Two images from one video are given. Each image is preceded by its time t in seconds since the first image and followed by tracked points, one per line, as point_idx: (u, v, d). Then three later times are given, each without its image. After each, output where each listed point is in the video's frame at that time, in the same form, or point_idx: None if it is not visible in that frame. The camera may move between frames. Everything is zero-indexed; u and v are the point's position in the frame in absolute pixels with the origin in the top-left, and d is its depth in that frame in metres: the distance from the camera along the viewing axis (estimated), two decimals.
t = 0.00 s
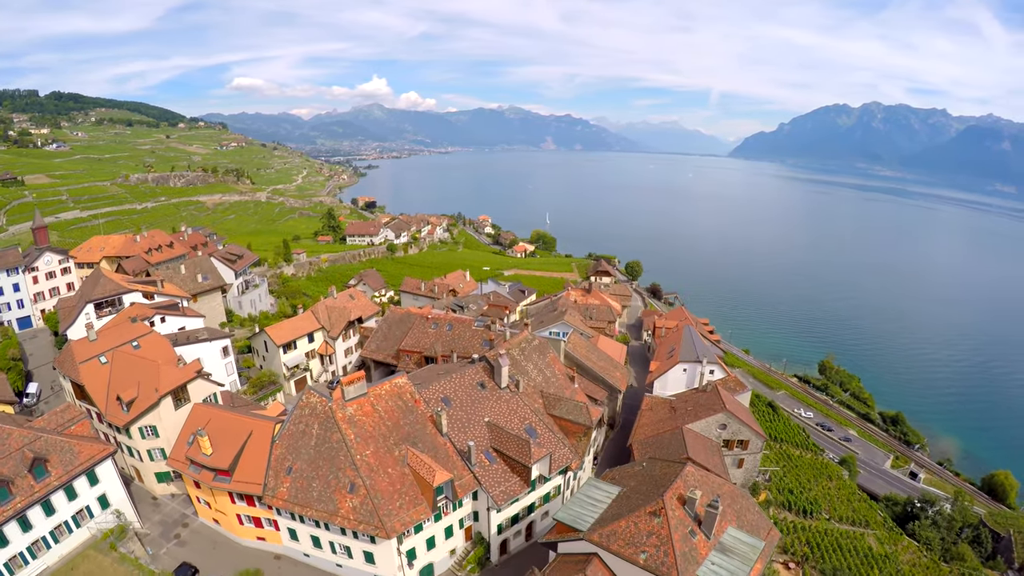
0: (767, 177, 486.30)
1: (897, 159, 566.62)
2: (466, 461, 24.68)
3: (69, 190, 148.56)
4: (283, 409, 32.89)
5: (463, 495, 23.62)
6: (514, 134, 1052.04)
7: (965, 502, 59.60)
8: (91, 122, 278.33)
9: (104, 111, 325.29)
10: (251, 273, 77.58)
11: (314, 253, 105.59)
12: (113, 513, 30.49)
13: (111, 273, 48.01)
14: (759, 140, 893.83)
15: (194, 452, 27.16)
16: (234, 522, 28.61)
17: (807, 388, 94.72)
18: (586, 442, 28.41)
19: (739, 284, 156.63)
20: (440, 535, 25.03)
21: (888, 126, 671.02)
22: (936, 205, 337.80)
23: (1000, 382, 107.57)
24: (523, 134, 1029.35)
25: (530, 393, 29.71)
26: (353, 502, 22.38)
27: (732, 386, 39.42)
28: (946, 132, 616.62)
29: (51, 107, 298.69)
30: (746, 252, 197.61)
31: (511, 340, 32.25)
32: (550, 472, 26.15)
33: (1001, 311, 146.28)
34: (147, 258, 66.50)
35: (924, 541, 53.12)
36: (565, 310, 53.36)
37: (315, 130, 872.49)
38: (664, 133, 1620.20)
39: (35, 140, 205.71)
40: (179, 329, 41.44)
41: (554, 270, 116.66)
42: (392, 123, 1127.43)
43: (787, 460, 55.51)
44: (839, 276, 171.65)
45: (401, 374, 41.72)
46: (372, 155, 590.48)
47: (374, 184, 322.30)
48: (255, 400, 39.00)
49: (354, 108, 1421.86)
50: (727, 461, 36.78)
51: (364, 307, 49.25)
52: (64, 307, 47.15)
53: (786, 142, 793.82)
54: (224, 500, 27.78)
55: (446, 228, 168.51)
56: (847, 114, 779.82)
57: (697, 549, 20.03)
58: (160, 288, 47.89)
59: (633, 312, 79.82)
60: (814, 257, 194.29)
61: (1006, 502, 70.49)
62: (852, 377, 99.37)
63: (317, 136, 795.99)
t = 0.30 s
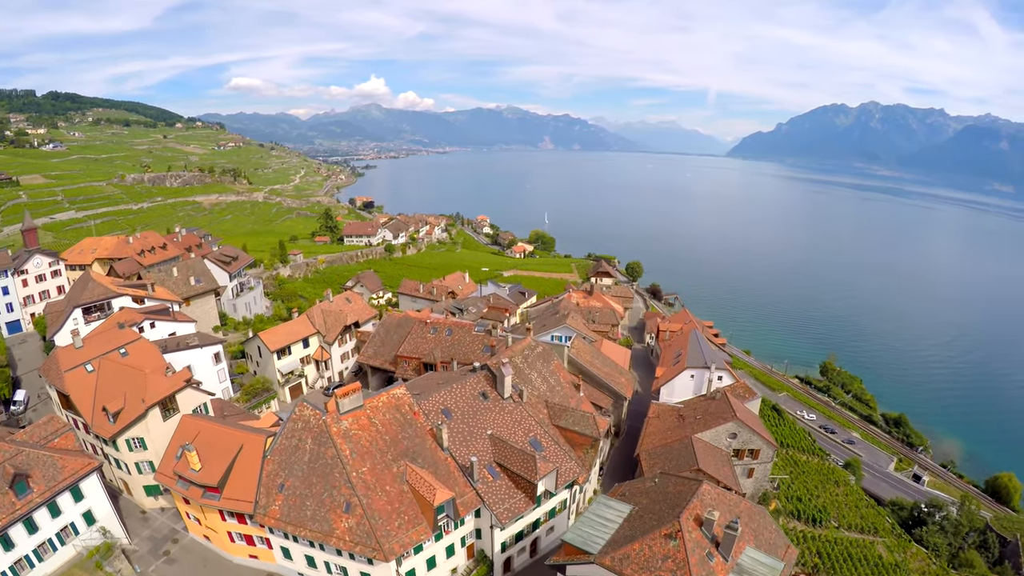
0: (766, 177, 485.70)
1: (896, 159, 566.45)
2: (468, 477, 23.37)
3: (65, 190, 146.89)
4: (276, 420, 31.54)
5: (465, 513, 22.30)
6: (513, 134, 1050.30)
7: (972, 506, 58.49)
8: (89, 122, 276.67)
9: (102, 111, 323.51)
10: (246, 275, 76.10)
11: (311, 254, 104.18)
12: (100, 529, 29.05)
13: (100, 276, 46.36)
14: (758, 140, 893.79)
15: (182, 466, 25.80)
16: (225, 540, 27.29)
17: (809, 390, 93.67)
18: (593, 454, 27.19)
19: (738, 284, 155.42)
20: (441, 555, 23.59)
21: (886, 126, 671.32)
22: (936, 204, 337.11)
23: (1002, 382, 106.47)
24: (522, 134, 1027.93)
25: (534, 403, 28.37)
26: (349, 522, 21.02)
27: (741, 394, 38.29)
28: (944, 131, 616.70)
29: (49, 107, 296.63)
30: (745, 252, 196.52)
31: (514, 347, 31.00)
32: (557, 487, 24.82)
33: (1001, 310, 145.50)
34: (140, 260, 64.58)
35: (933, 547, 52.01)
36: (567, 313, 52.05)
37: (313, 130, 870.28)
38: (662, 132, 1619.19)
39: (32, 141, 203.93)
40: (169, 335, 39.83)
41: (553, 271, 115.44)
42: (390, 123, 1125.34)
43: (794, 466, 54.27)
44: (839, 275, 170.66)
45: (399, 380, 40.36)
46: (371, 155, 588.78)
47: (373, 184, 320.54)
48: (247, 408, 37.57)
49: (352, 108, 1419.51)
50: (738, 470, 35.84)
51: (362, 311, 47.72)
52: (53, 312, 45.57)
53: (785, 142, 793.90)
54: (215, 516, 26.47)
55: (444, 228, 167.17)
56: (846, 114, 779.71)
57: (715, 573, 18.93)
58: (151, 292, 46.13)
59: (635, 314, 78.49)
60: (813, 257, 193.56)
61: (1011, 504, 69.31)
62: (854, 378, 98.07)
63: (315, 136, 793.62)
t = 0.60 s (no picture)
0: (765, 177, 484.22)
1: (895, 158, 566.45)
2: (472, 495, 22.09)
3: (62, 190, 145.40)
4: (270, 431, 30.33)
5: (469, 534, 20.99)
6: (511, 133, 1048.94)
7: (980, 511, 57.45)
8: (87, 122, 275.00)
9: (100, 110, 321.59)
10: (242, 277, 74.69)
11: (308, 254, 102.84)
12: (87, 546, 27.75)
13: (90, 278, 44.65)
14: (757, 140, 893.64)
15: (171, 482, 24.53)
16: (216, 558, 25.87)
17: (811, 391, 92.57)
18: (601, 468, 26.03)
19: (739, 284, 154.05)
20: None
21: (885, 126, 671.64)
22: (934, 204, 336.66)
23: (1004, 383, 105.61)
24: (521, 134, 1026.96)
25: (540, 414, 27.09)
26: (345, 544, 19.68)
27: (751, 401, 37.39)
28: (942, 131, 616.81)
29: (47, 107, 294.49)
30: (745, 251, 195.43)
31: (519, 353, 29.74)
32: (564, 504, 23.55)
33: (1002, 310, 144.67)
34: (133, 262, 63.03)
35: (942, 554, 50.93)
36: (570, 316, 50.70)
37: (312, 130, 868.38)
38: (661, 132, 1619.05)
39: (30, 141, 202.22)
40: (160, 341, 38.38)
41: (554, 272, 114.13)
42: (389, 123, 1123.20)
43: (800, 472, 53.06)
44: (839, 275, 169.55)
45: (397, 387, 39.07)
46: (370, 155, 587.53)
47: (371, 184, 318.93)
48: (241, 417, 36.31)
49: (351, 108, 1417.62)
50: (749, 480, 34.96)
51: (359, 315, 46.11)
52: (41, 316, 44.13)
53: (784, 142, 793.97)
54: (205, 534, 25.10)
55: (444, 228, 165.95)
56: (844, 113, 779.71)
57: None
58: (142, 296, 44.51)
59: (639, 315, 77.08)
60: (813, 257, 192.72)
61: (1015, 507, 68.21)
62: (856, 380, 96.67)
63: (314, 136, 791.63)
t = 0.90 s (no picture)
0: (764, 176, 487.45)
1: (893, 158, 566.67)
2: (477, 515, 20.85)
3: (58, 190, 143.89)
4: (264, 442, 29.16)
5: (473, 557, 19.73)
6: (511, 133, 1047.79)
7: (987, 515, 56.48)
8: (85, 122, 273.21)
9: (98, 110, 319.74)
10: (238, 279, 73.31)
11: (306, 255, 101.35)
12: (72, 565, 26.39)
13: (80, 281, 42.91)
14: (756, 140, 893.67)
15: (159, 499, 23.22)
16: None
17: (814, 393, 91.38)
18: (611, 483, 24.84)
19: (739, 283, 152.96)
20: None
21: (884, 125, 672.28)
22: (933, 204, 335.84)
23: (1007, 384, 104.36)
24: (520, 134, 1025.77)
25: (546, 425, 25.78)
26: (342, 569, 18.33)
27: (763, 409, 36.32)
28: (941, 131, 617.05)
29: (45, 106, 292.69)
30: (745, 251, 194.19)
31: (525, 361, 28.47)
32: (574, 522, 22.26)
33: (1004, 310, 143.62)
34: (127, 264, 61.44)
35: (953, 561, 49.85)
36: (573, 319, 49.34)
37: (311, 130, 866.55)
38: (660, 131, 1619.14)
39: (28, 141, 200.56)
40: (151, 347, 36.97)
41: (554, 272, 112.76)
42: (388, 123, 1121.86)
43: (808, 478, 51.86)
44: (839, 275, 168.26)
45: (396, 394, 37.69)
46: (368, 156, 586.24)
47: (371, 184, 317.40)
48: (234, 426, 34.98)
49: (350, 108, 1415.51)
50: (761, 491, 34.29)
51: (356, 319, 44.61)
52: (28, 321, 42.58)
53: (783, 142, 794.08)
54: (195, 555, 23.68)
55: (443, 229, 164.68)
56: (843, 113, 779.68)
57: None
58: (133, 299, 42.98)
59: (642, 317, 75.66)
60: (813, 256, 191.67)
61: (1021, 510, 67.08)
62: (859, 381, 95.29)
63: (313, 136, 789.53)
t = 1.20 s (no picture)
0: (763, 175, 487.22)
1: (891, 157, 567.55)
2: (481, 538, 19.57)
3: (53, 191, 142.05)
4: (258, 456, 28.17)
5: None
6: (508, 133, 1046.06)
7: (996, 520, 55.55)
8: (81, 122, 270.85)
9: (95, 110, 317.37)
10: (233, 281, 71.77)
11: (302, 256, 99.90)
12: None
13: (68, 285, 41.26)
14: (753, 139, 894.22)
15: (145, 520, 21.86)
16: None
17: (816, 395, 90.20)
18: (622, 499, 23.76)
19: (739, 283, 151.91)
20: None
21: (881, 125, 673.63)
22: (931, 203, 335.67)
23: (1010, 385, 103.09)
24: (517, 134, 1024.87)
25: (553, 439, 24.51)
26: None
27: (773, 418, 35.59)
28: (938, 130, 618.30)
29: (41, 106, 290.95)
30: (743, 250, 192.99)
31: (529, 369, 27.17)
32: (583, 542, 21.07)
33: (1005, 309, 142.81)
34: (119, 266, 59.81)
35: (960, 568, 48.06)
36: (576, 323, 48.02)
37: (308, 130, 863.09)
38: (658, 130, 1618.49)
39: (24, 141, 198.43)
40: (140, 355, 35.55)
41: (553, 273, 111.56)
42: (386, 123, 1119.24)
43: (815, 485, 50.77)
44: (839, 275, 167.10)
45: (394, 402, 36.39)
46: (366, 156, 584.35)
47: (368, 184, 315.71)
48: (225, 437, 33.60)
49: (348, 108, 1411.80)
50: (773, 502, 33.57)
51: (353, 324, 43.22)
52: (13, 327, 41.03)
53: (780, 142, 794.83)
54: None
55: (441, 229, 163.26)
56: (841, 113, 780.91)
57: None
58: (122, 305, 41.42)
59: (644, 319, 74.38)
60: (812, 256, 190.89)
61: None
62: (861, 382, 94.33)
63: (310, 136, 786.79)
